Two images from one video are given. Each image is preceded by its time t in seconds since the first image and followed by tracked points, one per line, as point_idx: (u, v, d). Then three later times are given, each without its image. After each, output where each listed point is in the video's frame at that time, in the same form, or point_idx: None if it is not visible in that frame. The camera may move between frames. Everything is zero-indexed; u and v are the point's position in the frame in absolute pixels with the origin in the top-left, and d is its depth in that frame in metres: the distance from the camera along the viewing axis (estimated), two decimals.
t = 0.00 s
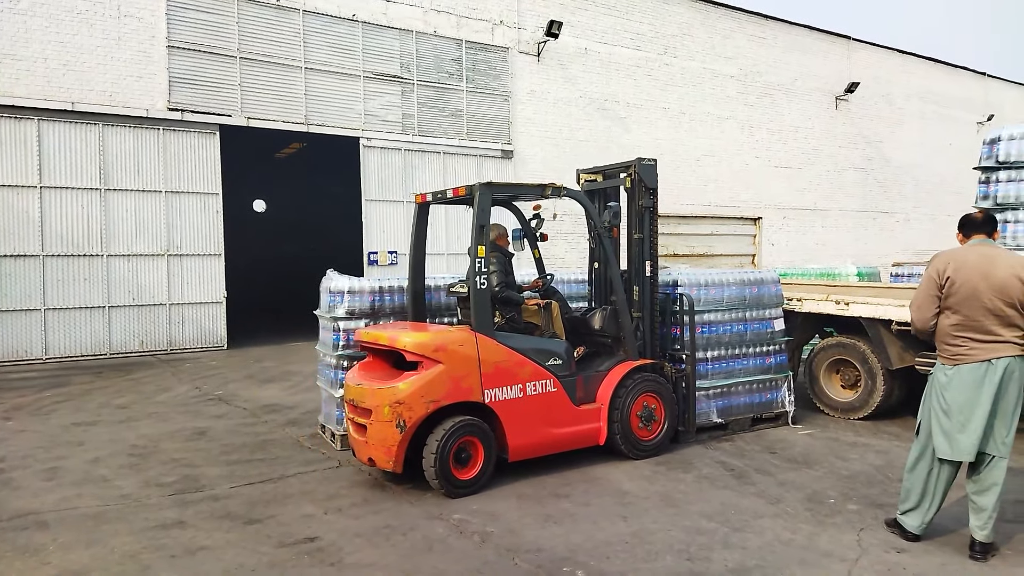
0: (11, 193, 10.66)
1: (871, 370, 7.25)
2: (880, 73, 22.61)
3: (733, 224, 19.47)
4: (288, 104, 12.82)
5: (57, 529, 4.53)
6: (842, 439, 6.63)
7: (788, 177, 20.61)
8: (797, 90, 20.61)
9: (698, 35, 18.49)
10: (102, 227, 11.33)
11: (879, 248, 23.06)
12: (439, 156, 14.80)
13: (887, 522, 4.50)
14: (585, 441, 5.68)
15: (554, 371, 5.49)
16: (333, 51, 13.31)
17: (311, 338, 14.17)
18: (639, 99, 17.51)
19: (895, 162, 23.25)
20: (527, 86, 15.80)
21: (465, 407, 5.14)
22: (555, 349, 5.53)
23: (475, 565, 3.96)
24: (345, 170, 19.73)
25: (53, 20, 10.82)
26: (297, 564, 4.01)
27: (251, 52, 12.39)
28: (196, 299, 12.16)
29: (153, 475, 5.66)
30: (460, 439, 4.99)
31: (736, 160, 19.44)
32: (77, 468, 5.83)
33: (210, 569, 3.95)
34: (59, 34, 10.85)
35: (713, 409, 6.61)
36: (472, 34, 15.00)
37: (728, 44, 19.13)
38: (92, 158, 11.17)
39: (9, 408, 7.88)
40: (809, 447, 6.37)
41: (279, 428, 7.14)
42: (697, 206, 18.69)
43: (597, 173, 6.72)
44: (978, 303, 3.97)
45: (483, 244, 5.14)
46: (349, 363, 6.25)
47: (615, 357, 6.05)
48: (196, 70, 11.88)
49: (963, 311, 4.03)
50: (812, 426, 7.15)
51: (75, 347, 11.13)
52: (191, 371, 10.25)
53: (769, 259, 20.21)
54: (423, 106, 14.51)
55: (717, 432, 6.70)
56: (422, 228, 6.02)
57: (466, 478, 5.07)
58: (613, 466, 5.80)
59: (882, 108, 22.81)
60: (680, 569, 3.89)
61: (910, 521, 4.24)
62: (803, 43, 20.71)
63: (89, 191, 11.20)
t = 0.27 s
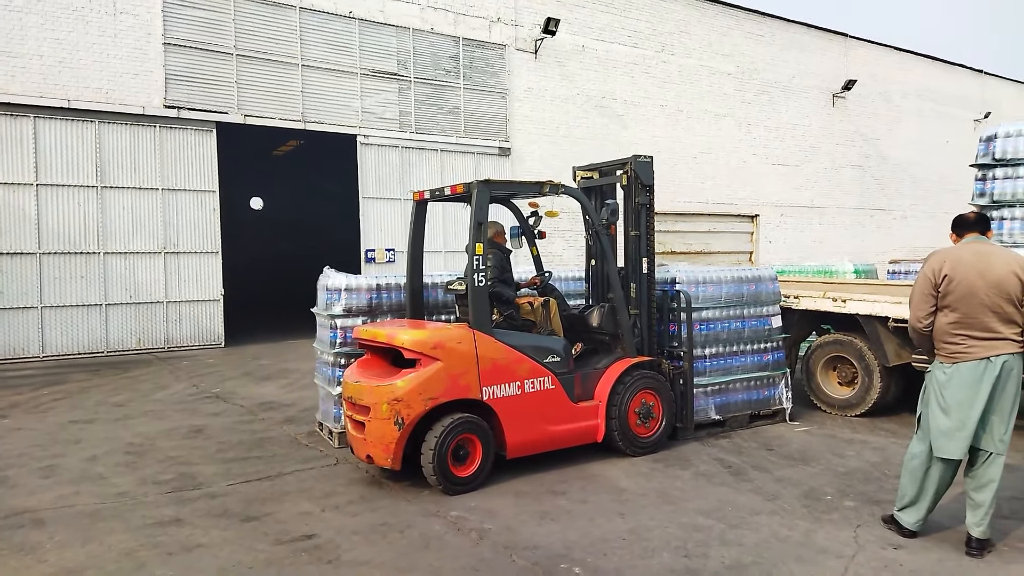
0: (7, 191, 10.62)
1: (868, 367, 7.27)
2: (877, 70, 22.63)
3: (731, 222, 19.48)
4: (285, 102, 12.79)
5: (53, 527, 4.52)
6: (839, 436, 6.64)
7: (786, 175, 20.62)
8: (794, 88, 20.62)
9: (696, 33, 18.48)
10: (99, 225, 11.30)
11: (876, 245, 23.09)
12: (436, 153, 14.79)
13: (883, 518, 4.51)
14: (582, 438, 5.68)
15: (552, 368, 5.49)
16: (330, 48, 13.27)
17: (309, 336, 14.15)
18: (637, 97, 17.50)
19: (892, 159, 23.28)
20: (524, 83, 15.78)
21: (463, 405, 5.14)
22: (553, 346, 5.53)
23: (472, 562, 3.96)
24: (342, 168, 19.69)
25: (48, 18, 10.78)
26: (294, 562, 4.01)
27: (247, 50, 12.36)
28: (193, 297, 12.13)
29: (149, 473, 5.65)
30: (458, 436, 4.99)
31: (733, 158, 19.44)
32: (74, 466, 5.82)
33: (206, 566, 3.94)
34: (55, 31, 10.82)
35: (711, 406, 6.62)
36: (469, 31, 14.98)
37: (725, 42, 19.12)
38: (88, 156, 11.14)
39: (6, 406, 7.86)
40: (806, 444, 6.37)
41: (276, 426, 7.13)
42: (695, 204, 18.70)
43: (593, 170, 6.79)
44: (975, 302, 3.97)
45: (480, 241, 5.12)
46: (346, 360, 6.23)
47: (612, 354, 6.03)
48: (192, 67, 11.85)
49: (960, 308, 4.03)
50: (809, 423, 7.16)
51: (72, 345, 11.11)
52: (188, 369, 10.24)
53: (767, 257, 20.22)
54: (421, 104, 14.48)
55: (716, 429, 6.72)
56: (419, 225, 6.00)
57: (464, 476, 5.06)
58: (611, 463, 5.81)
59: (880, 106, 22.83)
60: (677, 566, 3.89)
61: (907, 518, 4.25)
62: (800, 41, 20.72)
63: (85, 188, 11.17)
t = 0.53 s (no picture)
0: (4, 190, 10.60)
1: (866, 365, 7.28)
2: (875, 69, 22.64)
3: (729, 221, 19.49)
4: (283, 101, 12.77)
5: (51, 527, 4.52)
6: (837, 434, 6.65)
7: (783, 174, 20.63)
8: (792, 87, 20.62)
9: (693, 32, 18.48)
10: (96, 224, 11.28)
11: (873, 244, 23.12)
12: (434, 153, 14.78)
13: (880, 517, 4.51)
14: (580, 438, 5.69)
15: (549, 368, 5.49)
16: (327, 48, 13.26)
17: (306, 335, 14.14)
18: (634, 96, 17.50)
19: (889, 158, 23.30)
20: (522, 83, 15.77)
21: (460, 404, 5.14)
22: (550, 345, 5.53)
23: (470, 562, 3.96)
24: (340, 167, 19.67)
25: (45, 16, 10.76)
26: (292, 561, 4.00)
27: (245, 49, 12.34)
28: (191, 297, 12.12)
29: (147, 473, 5.64)
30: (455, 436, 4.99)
31: (731, 157, 19.45)
32: (71, 466, 5.81)
33: (203, 566, 3.94)
34: (52, 30, 10.80)
35: (709, 405, 6.62)
36: (467, 30, 14.97)
37: (723, 41, 19.13)
38: (86, 155, 11.12)
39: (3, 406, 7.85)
40: (803, 443, 6.38)
41: (273, 426, 7.13)
42: (693, 203, 18.70)
43: (586, 169, 6.86)
44: (972, 301, 3.98)
45: (477, 241, 5.11)
46: (344, 359, 6.23)
47: (609, 353, 6.03)
48: (189, 66, 11.83)
49: (957, 308, 4.03)
50: (807, 422, 7.17)
51: (70, 345, 11.09)
52: (186, 369, 10.23)
53: (764, 256, 20.24)
54: (418, 103, 14.48)
55: (714, 428, 6.72)
56: (416, 224, 6.01)
57: (461, 475, 5.06)
58: (608, 462, 5.81)
59: (877, 105, 22.85)
60: (674, 565, 3.90)
61: (903, 516, 4.25)
62: (798, 40, 20.73)
63: (82, 188, 11.15)
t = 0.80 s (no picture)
0: (7, 192, 10.63)
1: (868, 367, 7.27)
2: (877, 70, 22.62)
3: (731, 222, 19.49)
4: (285, 103, 12.80)
5: (54, 528, 4.53)
6: (839, 436, 6.64)
7: (785, 175, 20.62)
8: (794, 88, 20.61)
9: (696, 33, 18.48)
10: (99, 226, 11.31)
11: (876, 245, 23.10)
12: (436, 154, 14.79)
13: (883, 518, 4.51)
14: (582, 439, 5.69)
15: (551, 369, 5.49)
16: (330, 49, 13.29)
17: (309, 337, 14.15)
18: (636, 97, 17.51)
19: (892, 159, 23.27)
20: (524, 84, 15.79)
21: (462, 405, 5.14)
22: (552, 347, 5.53)
23: (472, 563, 3.96)
24: (342, 169, 19.69)
25: (48, 18, 10.79)
26: (294, 563, 4.01)
27: (247, 51, 12.37)
28: (193, 298, 12.14)
29: (150, 474, 5.65)
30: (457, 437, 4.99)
31: (733, 158, 19.45)
32: (74, 467, 5.82)
33: (206, 568, 3.94)
34: (55, 33, 10.83)
35: (711, 406, 6.62)
36: (469, 32, 14.99)
37: (725, 42, 19.12)
38: (89, 157, 11.15)
39: (7, 408, 7.87)
40: (806, 444, 6.37)
41: (276, 427, 7.14)
42: (695, 204, 18.70)
43: (586, 171, 6.84)
44: (974, 302, 3.98)
45: (480, 242, 5.15)
46: (347, 361, 6.24)
47: (612, 355, 6.03)
48: (192, 69, 11.85)
49: (961, 310, 4.02)
50: (809, 423, 7.16)
51: (72, 346, 11.11)
52: (189, 370, 10.25)
53: (767, 257, 20.22)
54: (421, 104, 14.50)
55: (716, 429, 6.71)
56: (419, 226, 6.01)
57: (463, 476, 5.07)
58: (610, 463, 5.80)
59: (880, 106, 22.83)
60: (676, 566, 3.89)
61: (906, 516, 4.25)
62: (800, 41, 20.72)
63: (85, 190, 11.18)
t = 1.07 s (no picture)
0: (10, 193, 10.64)
1: (871, 367, 7.26)
2: (879, 70, 22.60)
3: (733, 222, 19.47)
4: (287, 103, 12.81)
5: (57, 528, 4.53)
6: (843, 436, 6.63)
7: (788, 175, 20.60)
8: (796, 88, 20.59)
9: (697, 33, 18.47)
10: (101, 226, 11.32)
11: (878, 246, 23.07)
12: (438, 155, 14.79)
13: (887, 519, 4.49)
14: (586, 440, 5.68)
15: (555, 370, 5.49)
16: (332, 50, 13.29)
17: (311, 337, 14.15)
18: (638, 97, 17.50)
19: (894, 159, 23.25)
20: (526, 84, 15.79)
21: (466, 405, 5.14)
22: (556, 347, 5.53)
23: (476, 564, 3.96)
24: (344, 169, 19.69)
25: (50, 19, 10.80)
26: (298, 563, 4.01)
27: (249, 51, 12.37)
28: (196, 299, 12.15)
29: (153, 474, 5.66)
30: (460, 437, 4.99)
31: (735, 158, 19.44)
32: (78, 468, 5.83)
33: (210, 568, 3.94)
34: (58, 33, 10.84)
35: (715, 404, 6.61)
36: (470, 32, 14.98)
37: (727, 42, 19.11)
38: (91, 158, 11.16)
39: (10, 408, 7.88)
40: (809, 444, 6.36)
41: (279, 428, 7.14)
42: (697, 204, 18.68)
43: (585, 170, 6.85)
44: (978, 301, 3.97)
45: (483, 242, 5.14)
46: (350, 361, 6.24)
47: (615, 355, 6.03)
48: (194, 69, 11.86)
49: (963, 309, 4.02)
50: (812, 423, 7.15)
51: (75, 347, 11.12)
52: (191, 371, 10.26)
53: (769, 257, 20.20)
54: (422, 104, 14.50)
55: (720, 427, 6.70)
56: (421, 227, 6.01)
57: (467, 476, 5.06)
58: (613, 465, 5.78)
59: (882, 106, 22.80)
60: (680, 567, 3.89)
61: (911, 517, 4.24)
62: (802, 41, 20.70)
63: (88, 190, 11.18)
